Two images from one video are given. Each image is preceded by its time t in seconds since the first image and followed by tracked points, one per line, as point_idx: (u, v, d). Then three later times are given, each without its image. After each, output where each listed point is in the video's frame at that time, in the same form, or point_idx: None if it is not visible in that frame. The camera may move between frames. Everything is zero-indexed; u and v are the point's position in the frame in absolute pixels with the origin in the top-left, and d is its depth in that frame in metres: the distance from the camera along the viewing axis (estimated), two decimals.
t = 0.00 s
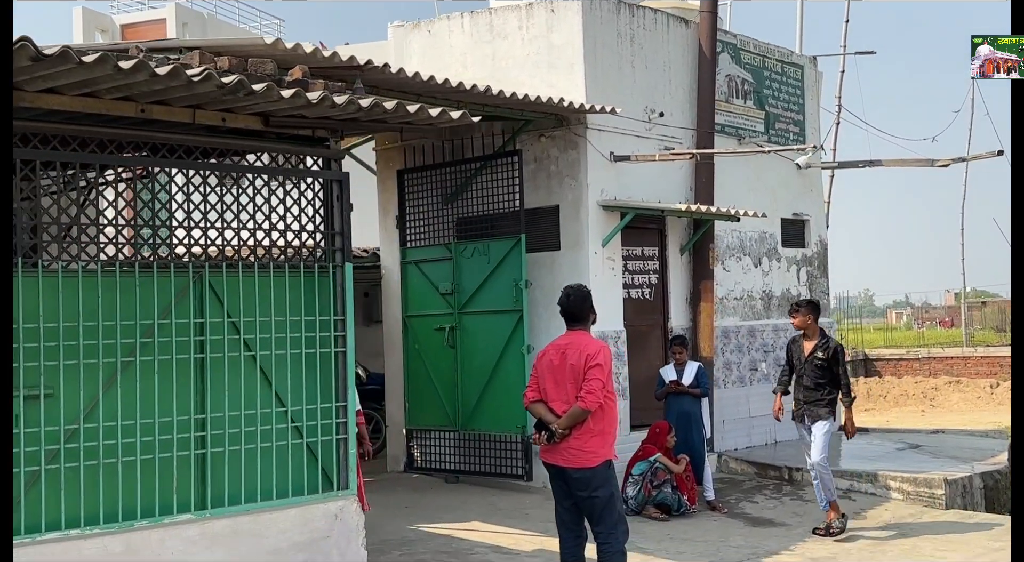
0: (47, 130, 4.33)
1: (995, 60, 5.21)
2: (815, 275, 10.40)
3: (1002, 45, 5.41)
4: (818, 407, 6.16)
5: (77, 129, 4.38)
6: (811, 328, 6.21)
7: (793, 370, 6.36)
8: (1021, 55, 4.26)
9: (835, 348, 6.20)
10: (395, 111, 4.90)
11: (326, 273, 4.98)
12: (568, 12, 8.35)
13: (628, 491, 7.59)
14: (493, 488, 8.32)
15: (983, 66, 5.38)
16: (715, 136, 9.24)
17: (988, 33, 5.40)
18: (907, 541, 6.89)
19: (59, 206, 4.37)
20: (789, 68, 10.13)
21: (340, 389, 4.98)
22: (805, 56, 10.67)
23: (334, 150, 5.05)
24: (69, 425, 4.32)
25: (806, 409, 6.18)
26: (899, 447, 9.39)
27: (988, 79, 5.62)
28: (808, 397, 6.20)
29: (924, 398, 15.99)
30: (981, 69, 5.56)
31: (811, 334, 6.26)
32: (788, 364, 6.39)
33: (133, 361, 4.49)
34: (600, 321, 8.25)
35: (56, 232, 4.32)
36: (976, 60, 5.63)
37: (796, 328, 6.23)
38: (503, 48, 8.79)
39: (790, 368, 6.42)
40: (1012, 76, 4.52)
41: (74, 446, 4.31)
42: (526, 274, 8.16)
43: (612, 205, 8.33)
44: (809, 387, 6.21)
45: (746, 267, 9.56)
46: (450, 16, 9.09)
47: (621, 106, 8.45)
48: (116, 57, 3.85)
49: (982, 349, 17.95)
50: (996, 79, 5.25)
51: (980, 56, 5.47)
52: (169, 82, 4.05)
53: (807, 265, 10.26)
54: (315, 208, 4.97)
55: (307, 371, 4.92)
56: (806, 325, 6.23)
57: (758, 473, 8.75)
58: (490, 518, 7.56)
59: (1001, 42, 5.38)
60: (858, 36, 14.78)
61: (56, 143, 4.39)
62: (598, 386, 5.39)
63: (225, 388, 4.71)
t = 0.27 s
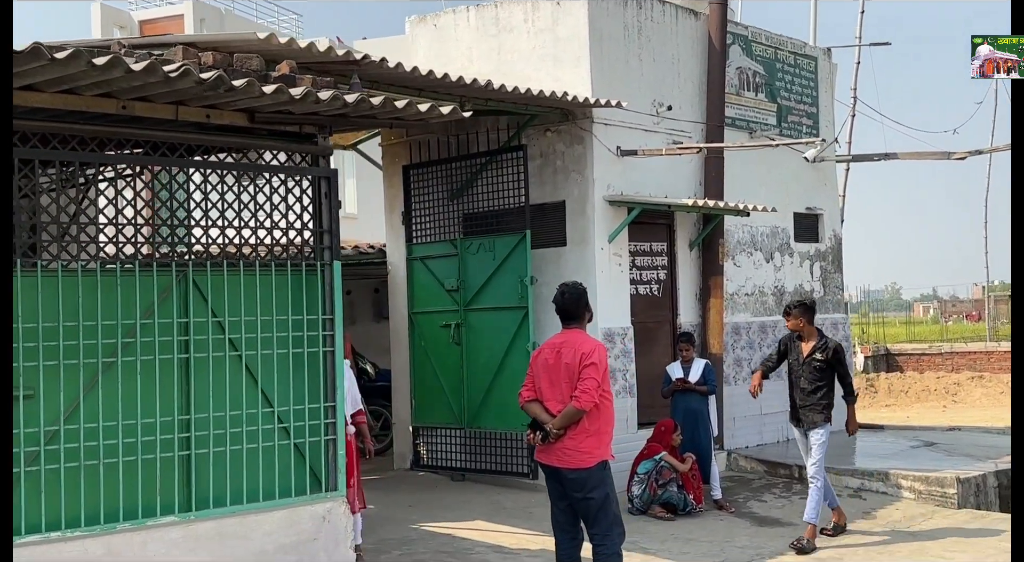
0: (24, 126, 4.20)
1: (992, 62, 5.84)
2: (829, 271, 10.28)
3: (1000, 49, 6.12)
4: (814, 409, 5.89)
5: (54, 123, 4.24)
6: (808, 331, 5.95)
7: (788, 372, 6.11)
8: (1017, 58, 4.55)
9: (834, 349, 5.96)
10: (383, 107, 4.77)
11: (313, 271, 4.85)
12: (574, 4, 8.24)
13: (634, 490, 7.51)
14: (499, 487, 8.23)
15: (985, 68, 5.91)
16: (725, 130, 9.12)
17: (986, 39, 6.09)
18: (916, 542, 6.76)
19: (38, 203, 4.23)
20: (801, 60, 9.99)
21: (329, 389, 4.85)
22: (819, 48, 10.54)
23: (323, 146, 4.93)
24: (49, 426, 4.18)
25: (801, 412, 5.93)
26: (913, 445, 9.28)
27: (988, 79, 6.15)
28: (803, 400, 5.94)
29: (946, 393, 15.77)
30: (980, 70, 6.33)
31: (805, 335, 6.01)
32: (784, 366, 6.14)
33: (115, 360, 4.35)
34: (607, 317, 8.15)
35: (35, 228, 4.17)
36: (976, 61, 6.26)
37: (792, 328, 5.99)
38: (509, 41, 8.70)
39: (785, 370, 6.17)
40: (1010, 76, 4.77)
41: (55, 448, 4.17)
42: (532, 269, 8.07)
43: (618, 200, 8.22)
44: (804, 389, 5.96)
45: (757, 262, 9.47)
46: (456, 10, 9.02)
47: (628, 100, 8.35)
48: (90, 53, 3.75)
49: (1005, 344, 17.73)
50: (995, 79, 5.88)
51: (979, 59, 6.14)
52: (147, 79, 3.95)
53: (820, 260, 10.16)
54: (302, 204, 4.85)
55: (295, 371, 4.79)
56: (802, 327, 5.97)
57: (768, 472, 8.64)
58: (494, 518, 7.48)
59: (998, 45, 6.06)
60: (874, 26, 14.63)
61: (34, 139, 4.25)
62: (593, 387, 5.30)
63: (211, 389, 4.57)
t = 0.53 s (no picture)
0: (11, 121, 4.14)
1: (996, 61, 6.63)
2: (848, 264, 10.15)
3: (1000, 46, 6.69)
4: (812, 405, 5.76)
5: (43, 119, 4.17)
6: (805, 323, 5.80)
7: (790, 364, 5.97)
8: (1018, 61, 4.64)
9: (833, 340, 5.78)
10: (380, 101, 4.64)
11: (309, 268, 4.78)
12: None
13: (645, 486, 7.42)
14: (510, 482, 8.18)
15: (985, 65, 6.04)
16: (739, 122, 9.01)
17: (988, 38, 6.67)
18: (931, 542, 6.63)
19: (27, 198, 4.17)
20: (819, 51, 9.86)
21: (326, 386, 4.78)
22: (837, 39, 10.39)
23: (319, 140, 4.83)
24: (39, 425, 4.13)
25: (802, 406, 5.78)
26: (933, 441, 9.16)
27: (989, 76, 6.80)
28: (805, 394, 5.79)
29: (971, 387, 15.55)
30: (980, 68, 6.88)
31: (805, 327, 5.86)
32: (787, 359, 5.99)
33: (106, 359, 4.29)
34: (618, 313, 8.06)
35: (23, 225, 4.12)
36: (978, 60, 6.81)
37: (791, 322, 5.85)
38: (520, 34, 8.61)
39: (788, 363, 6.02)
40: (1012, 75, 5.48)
41: (45, 447, 4.13)
42: (542, 263, 8.01)
43: (630, 194, 8.12)
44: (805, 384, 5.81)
45: (774, 256, 9.36)
46: (467, 2, 8.95)
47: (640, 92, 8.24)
48: (73, 47, 3.69)
49: None
50: (997, 77, 6.64)
51: (981, 56, 6.76)
52: (133, 72, 3.88)
53: (839, 253, 10.03)
54: (297, 200, 4.77)
55: (291, 368, 4.72)
56: (799, 320, 5.84)
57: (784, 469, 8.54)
58: (504, 514, 7.41)
59: (1001, 43, 6.64)
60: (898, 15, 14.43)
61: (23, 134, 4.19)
62: (595, 383, 5.21)
63: (203, 387, 4.51)
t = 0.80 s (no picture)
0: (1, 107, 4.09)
1: (995, 61, 5.32)
2: (868, 254, 10.02)
3: (1001, 46, 5.36)
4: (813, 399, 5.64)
5: (34, 107, 4.12)
6: (806, 315, 5.65)
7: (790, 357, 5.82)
8: (1019, 56, 4.42)
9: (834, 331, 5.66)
10: (378, 86, 4.57)
11: (307, 257, 4.71)
12: None
13: (658, 480, 7.32)
14: (523, 475, 8.11)
15: (984, 66, 5.50)
16: (756, 110, 8.88)
17: (988, 37, 5.37)
18: (950, 537, 6.49)
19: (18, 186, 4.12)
20: (839, 38, 9.70)
21: (324, 377, 4.72)
22: (858, 25, 10.23)
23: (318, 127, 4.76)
24: (30, 416, 4.09)
25: (805, 401, 5.64)
26: (954, 434, 9.02)
27: (989, 78, 5.47)
28: (808, 389, 5.66)
29: (999, 380, 15.31)
30: (982, 71, 5.52)
31: (805, 319, 5.70)
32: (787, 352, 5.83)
33: (98, 349, 4.25)
34: (632, 304, 7.96)
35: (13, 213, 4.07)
36: (976, 62, 5.53)
37: (791, 314, 5.69)
38: (533, 21, 8.52)
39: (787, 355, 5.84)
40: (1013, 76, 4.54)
41: (36, 438, 4.09)
42: (554, 254, 7.90)
43: (644, 183, 8.01)
44: (808, 378, 5.67)
45: (792, 246, 9.22)
46: None
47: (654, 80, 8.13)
48: (60, 31, 3.65)
49: None
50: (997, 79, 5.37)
51: (980, 57, 5.45)
52: (121, 57, 3.83)
53: (859, 244, 9.89)
54: (294, 188, 4.70)
55: (288, 358, 4.67)
56: (799, 312, 5.69)
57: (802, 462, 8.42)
58: (516, 507, 7.35)
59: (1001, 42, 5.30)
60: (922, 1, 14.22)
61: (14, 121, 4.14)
62: (600, 373, 5.12)
63: (198, 377, 4.46)
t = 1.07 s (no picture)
0: None
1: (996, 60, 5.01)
2: (891, 246, 9.85)
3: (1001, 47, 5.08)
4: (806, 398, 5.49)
5: (21, 94, 4.04)
6: (803, 313, 5.50)
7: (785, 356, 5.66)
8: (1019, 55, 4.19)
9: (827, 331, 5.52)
10: (376, 74, 4.47)
11: (305, 248, 4.62)
12: None
13: (672, 475, 7.20)
14: (537, 469, 8.02)
15: (982, 66, 5.30)
16: (775, 99, 8.72)
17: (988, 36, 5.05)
18: (970, 535, 6.32)
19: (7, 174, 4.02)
20: (861, 25, 9.51)
21: (322, 370, 4.63)
22: (881, 13, 10.03)
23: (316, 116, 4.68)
24: (19, 410, 4.00)
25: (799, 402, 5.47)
26: (978, 429, 8.85)
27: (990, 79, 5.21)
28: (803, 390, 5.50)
29: None
30: (982, 71, 5.28)
31: (802, 318, 5.54)
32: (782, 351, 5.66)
33: (90, 342, 4.15)
34: (647, 296, 7.84)
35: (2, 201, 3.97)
36: (976, 61, 5.28)
37: (789, 312, 5.53)
38: (547, 10, 8.40)
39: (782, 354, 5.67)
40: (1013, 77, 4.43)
41: (26, 432, 3.99)
42: (568, 247, 7.78)
43: (659, 174, 7.87)
44: (803, 378, 5.52)
45: (812, 238, 9.06)
46: None
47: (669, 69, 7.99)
48: (45, 18, 3.59)
49: None
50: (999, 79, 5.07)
51: (980, 57, 5.20)
52: (109, 44, 3.76)
53: (881, 235, 9.73)
54: (292, 178, 4.61)
55: (284, 351, 4.57)
56: (797, 309, 5.53)
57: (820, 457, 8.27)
58: (528, 502, 7.25)
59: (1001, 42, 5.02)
60: None
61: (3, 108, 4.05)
62: (607, 367, 4.99)
63: (193, 370, 4.37)
